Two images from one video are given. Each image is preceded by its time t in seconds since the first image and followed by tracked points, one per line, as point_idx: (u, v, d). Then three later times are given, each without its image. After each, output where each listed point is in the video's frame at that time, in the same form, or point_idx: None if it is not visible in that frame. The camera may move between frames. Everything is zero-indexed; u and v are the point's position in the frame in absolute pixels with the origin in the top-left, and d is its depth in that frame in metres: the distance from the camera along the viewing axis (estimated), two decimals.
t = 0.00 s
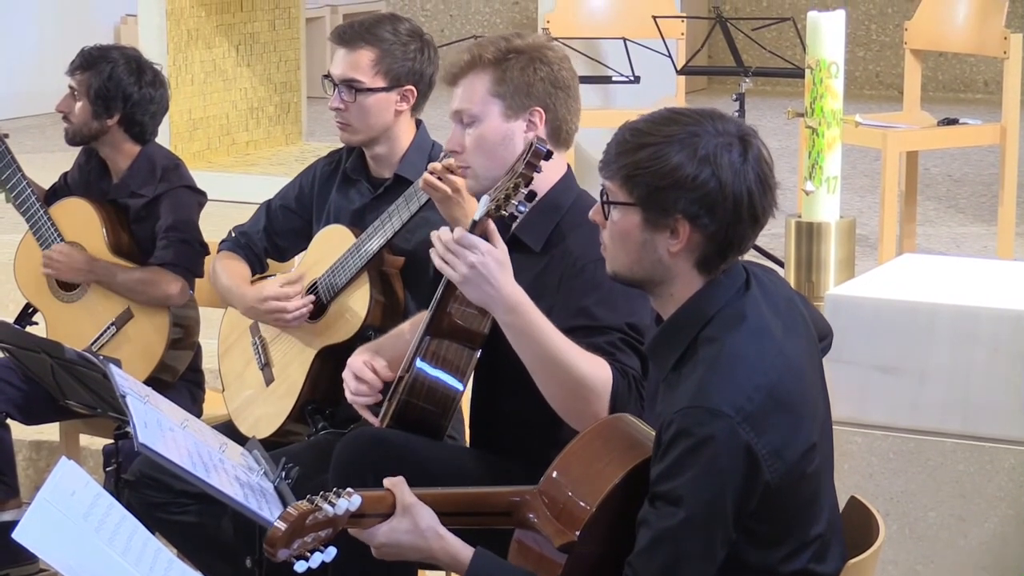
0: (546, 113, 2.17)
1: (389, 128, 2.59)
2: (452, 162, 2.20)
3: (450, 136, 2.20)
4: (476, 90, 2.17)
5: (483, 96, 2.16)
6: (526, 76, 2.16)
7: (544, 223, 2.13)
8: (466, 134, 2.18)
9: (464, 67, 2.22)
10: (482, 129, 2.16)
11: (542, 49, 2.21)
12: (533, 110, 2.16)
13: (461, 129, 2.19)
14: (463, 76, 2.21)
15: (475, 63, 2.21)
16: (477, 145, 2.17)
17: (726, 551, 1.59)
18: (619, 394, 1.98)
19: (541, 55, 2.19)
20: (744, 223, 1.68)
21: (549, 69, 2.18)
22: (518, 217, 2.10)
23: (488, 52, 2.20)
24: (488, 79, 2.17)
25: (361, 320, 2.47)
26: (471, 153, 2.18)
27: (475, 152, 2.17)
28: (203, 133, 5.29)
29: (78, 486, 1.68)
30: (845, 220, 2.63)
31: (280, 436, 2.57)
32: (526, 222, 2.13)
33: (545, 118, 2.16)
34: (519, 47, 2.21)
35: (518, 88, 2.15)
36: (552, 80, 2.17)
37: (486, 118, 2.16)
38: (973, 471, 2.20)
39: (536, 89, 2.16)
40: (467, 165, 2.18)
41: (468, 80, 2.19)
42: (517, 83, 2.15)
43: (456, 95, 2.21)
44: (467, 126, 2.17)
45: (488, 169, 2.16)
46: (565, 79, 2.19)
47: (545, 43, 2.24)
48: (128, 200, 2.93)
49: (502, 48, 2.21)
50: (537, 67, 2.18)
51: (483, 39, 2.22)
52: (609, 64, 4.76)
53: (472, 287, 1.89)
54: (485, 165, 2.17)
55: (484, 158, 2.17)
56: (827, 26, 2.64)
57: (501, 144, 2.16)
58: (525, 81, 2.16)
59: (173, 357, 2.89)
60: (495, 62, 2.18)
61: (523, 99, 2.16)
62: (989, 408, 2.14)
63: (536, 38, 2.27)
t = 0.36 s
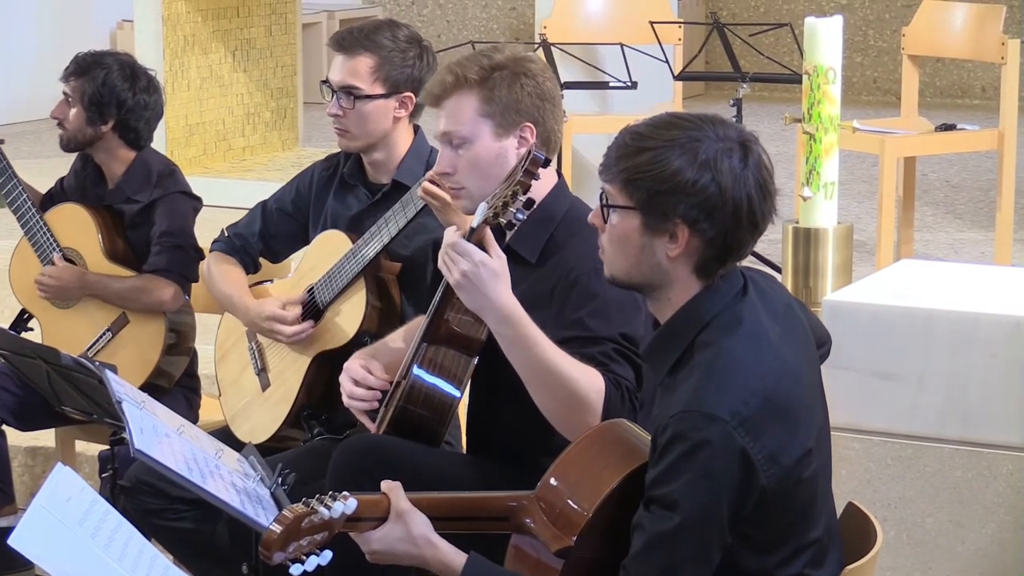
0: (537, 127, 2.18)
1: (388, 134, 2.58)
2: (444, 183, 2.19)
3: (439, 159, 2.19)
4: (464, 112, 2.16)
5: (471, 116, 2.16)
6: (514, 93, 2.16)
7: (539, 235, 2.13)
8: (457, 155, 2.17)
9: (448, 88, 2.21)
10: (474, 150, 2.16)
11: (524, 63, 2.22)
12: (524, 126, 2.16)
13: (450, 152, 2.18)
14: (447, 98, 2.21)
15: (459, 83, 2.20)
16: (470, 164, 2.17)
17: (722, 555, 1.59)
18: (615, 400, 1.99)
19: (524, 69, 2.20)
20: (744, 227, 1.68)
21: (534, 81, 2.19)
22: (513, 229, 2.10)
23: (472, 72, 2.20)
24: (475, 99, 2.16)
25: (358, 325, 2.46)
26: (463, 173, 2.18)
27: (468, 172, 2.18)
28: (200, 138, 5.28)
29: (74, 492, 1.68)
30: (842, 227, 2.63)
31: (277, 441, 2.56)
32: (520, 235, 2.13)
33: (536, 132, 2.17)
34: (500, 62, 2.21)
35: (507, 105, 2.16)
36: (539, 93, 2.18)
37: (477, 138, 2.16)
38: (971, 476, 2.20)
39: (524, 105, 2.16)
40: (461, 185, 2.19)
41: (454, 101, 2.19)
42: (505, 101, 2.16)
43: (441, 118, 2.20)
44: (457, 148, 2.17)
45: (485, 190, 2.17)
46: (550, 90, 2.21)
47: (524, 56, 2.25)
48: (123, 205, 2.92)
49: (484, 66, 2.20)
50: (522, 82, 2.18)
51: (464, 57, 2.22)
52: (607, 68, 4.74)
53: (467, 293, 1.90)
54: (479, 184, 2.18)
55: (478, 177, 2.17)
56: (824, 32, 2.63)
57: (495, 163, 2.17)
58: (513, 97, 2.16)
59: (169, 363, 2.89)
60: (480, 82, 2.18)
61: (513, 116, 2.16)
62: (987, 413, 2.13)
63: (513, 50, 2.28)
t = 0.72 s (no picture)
0: (545, 135, 2.18)
1: (386, 134, 2.58)
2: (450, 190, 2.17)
3: (445, 165, 2.17)
4: (475, 120, 2.14)
5: (482, 126, 2.14)
6: (525, 101, 2.15)
7: (538, 237, 2.13)
8: (466, 163, 2.16)
9: (458, 94, 2.18)
10: (485, 159, 2.15)
11: (531, 69, 2.21)
12: (534, 134, 2.16)
13: (457, 159, 2.16)
14: (456, 105, 2.18)
15: (472, 91, 2.17)
16: (479, 173, 2.16)
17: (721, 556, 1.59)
18: (613, 401, 1.99)
19: (533, 76, 2.19)
20: (743, 226, 1.68)
21: (541, 88, 2.18)
22: (511, 231, 2.10)
23: (484, 80, 2.17)
24: (488, 108, 2.14)
25: (357, 325, 2.46)
26: (470, 181, 2.16)
27: (477, 180, 2.16)
28: (198, 138, 5.28)
29: (72, 492, 1.68)
30: (841, 226, 2.63)
31: (276, 442, 2.56)
32: (518, 237, 2.13)
33: (545, 141, 2.17)
34: (509, 69, 2.19)
35: (518, 115, 2.15)
36: (546, 101, 2.18)
37: (488, 148, 2.14)
38: (970, 476, 2.20)
39: (533, 112, 2.16)
40: (468, 192, 2.17)
41: (466, 108, 2.16)
42: (517, 110, 2.15)
43: (448, 126, 2.18)
44: (466, 156, 2.15)
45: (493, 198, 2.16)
46: (556, 97, 2.21)
47: (530, 61, 2.24)
48: (122, 205, 2.91)
49: (494, 72, 2.18)
50: (532, 90, 2.17)
51: (474, 62, 2.19)
52: (606, 69, 4.75)
53: (465, 294, 1.90)
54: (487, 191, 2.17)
55: (485, 186, 2.16)
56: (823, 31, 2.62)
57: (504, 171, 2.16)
58: (523, 105, 2.15)
59: (168, 363, 2.89)
60: (493, 91, 2.16)
61: (522, 125, 2.15)
62: (987, 412, 2.13)
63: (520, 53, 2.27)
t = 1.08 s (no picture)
0: (559, 142, 2.18)
1: (387, 134, 2.57)
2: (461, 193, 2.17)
3: (458, 168, 2.16)
4: (493, 125, 2.13)
5: (501, 131, 2.13)
6: (544, 107, 2.15)
7: (543, 238, 2.13)
8: (480, 167, 2.15)
9: (477, 98, 2.15)
10: (500, 164, 2.14)
11: (549, 74, 2.19)
12: (550, 142, 2.14)
13: (472, 162, 2.15)
14: (475, 110, 2.15)
15: (492, 97, 2.14)
16: (491, 177, 2.15)
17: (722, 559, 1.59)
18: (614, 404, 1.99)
19: (550, 82, 2.17)
20: (744, 227, 1.68)
21: (557, 93, 2.17)
22: (516, 233, 2.10)
23: (505, 85, 2.14)
24: (508, 114, 2.13)
25: (358, 325, 2.46)
26: (482, 184, 2.16)
27: (489, 184, 2.15)
28: (199, 137, 5.28)
29: (74, 491, 1.68)
30: (842, 226, 2.63)
31: (277, 441, 2.56)
32: (524, 239, 2.13)
33: (560, 148, 2.16)
34: (530, 74, 2.17)
35: (536, 122, 2.14)
36: (562, 108, 2.17)
37: (504, 153, 2.14)
38: (971, 476, 2.20)
39: (549, 120, 2.15)
40: (479, 196, 2.16)
41: (485, 112, 2.14)
42: (535, 117, 2.14)
43: (462, 129, 2.16)
44: (481, 160, 2.15)
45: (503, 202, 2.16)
46: (570, 104, 2.20)
47: (546, 64, 2.22)
48: (122, 205, 2.91)
49: (513, 76, 2.16)
50: (551, 96, 2.16)
51: (494, 66, 2.17)
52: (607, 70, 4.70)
53: (469, 292, 1.91)
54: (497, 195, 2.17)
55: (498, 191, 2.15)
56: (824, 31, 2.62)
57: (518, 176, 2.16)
58: (542, 111, 2.14)
59: (169, 362, 2.89)
60: (514, 97, 2.14)
61: (538, 132, 2.14)
62: (987, 413, 2.13)
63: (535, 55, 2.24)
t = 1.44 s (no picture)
0: (555, 146, 2.17)
1: (386, 135, 2.56)
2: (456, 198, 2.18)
3: (453, 173, 2.16)
4: (486, 132, 2.13)
5: (495, 138, 2.13)
6: (538, 114, 2.14)
7: (539, 241, 2.13)
8: (474, 172, 2.15)
9: (470, 107, 2.14)
10: (494, 170, 2.14)
11: (545, 82, 2.17)
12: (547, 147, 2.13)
13: (466, 167, 2.15)
14: (468, 117, 2.15)
15: (484, 106, 2.14)
16: (486, 182, 2.16)
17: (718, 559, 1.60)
18: (610, 406, 1.99)
19: (546, 88, 2.16)
20: (741, 226, 1.69)
21: (552, 99, 2.16)
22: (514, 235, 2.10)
23: (499, 94, 2.13)
24: (502, 121, 2.13)
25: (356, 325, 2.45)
26: (477, 189, 2.16)
27: (483, 189, 2.16)
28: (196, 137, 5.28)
29: (71, 492, 1.68)
30: (839, 226, 2.62)
31: (275, 441, 2.56)
32: (521, 241, 2.13)
33: (556, 154, 2.16)
34: (524, 81, 2.15)
35: (530, 129, 2.13)
36: (559, 115, 2.16)
37: (498, 159, 2.14)
38: (968, 476, 2.20)
39: (544, 127, 2.14)
40: (473, 200, 2.17)
41: (478, 121, 2.14)
42: (529, 124, 2.13)
43: (457, 135, 2.16)
44: (475, 165, 2.15)
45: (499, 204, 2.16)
46: (568, 109, 2.18)
47: (543, 69, 2.20)
48: (121, 205, 2.91)
49: (506, 81, 2.14)
50: (545, 103, 2.15)
51: (488, 72, 2.15)
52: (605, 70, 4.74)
53: (464, 295, 1.91)
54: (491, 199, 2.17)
55: (492, 196, 2.15)
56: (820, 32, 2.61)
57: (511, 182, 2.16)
58: (535, 118, 2.13)
59: (167, 362, 2.89)
60: (507, 105, 2.13)
61: (531, 140, 2.13)
62: (985, 412, 2.13)
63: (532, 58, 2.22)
